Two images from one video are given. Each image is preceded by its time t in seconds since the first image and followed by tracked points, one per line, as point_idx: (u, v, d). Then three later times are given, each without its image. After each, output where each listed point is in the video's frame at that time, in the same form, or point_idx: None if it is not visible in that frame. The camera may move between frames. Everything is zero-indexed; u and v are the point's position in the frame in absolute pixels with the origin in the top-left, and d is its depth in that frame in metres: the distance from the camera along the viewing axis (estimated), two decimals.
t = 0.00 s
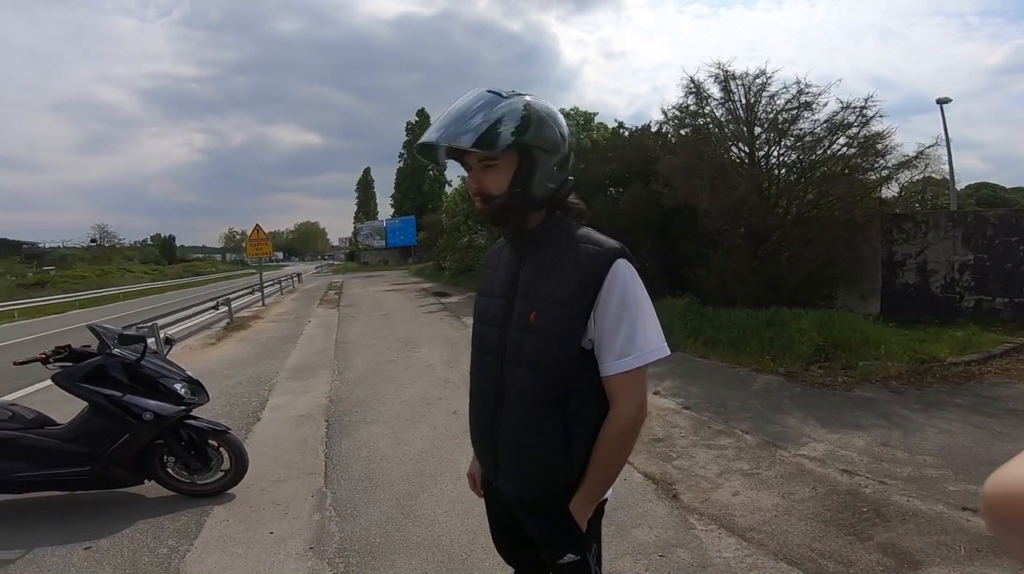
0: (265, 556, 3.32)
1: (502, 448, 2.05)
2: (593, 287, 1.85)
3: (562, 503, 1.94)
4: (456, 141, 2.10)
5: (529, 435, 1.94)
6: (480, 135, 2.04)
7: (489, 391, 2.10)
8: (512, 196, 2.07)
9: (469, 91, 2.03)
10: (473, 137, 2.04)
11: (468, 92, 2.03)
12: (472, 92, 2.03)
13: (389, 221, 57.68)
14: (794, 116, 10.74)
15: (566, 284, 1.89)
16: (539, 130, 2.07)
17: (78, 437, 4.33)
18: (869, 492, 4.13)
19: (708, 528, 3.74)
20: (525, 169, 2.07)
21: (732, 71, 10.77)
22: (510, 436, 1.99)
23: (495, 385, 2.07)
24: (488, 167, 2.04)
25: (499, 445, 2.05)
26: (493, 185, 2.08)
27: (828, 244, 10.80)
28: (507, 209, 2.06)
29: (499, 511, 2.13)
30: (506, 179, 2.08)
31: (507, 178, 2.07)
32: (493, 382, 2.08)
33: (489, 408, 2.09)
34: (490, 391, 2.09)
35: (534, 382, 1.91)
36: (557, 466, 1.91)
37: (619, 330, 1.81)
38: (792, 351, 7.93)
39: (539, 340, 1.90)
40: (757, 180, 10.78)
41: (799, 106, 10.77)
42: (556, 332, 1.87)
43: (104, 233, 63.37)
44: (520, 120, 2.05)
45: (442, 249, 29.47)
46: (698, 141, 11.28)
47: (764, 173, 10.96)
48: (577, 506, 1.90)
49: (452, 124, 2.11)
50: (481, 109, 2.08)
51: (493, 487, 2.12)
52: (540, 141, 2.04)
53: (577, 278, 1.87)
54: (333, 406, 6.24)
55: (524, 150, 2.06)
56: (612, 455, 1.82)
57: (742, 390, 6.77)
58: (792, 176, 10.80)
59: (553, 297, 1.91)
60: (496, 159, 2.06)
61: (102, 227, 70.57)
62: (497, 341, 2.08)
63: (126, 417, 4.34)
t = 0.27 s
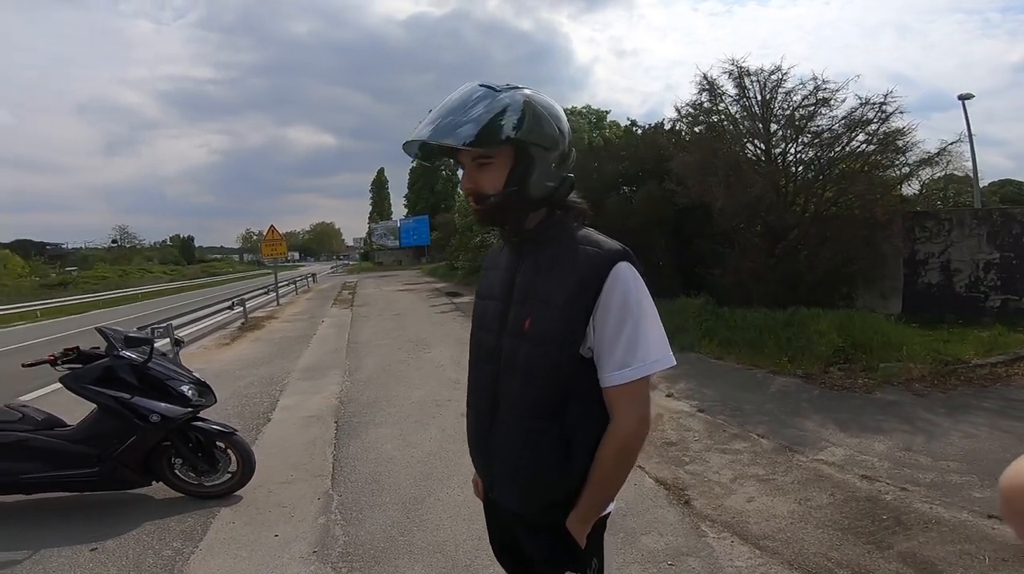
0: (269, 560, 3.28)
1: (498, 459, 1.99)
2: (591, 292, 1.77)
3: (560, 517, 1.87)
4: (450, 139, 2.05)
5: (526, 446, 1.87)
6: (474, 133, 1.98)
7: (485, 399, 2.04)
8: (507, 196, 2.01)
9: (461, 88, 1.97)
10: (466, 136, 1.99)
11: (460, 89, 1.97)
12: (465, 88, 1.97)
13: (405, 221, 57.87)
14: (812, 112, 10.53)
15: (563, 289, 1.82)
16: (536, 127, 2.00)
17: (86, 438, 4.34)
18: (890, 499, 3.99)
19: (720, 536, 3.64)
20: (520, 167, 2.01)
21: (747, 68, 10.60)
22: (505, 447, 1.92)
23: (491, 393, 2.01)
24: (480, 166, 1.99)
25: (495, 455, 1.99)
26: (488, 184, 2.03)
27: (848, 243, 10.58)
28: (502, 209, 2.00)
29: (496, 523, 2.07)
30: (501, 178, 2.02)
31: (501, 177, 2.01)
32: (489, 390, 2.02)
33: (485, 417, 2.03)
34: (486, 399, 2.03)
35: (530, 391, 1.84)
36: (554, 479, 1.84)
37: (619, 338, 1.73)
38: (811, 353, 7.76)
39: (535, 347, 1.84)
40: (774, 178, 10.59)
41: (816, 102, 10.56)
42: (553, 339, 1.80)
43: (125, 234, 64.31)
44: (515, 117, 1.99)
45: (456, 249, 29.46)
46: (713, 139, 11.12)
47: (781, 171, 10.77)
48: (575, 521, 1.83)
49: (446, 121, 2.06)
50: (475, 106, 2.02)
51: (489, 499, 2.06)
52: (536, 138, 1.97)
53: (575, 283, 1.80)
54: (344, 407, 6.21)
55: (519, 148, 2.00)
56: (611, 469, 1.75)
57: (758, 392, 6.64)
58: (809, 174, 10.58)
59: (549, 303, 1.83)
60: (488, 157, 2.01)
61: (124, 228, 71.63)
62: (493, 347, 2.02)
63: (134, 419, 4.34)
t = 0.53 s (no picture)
0: (276, 560, 3.28)
1: (498, 465, 1.94)
2: (595, 295, 1.72)
3: (560, 527, 1.82)
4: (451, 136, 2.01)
5: (526, 453, 1.82)
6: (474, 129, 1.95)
7: (485, 404, 1.99)
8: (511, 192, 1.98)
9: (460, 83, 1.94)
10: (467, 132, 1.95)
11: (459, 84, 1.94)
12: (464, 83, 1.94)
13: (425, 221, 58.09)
14: (834, 109, 10.34)
15: (565, 291, 1.77)
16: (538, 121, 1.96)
17: (101, 436, 4.38)
18: (911, 506, 3.87)
19: (732, 542, 3.56)
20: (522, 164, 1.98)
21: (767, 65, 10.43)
22: (505, 453, 1.88)
23: (491, 398, 1.96)
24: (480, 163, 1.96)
25: (494, 462, 1.94)
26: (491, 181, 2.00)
27: (871, 244, 10.36)
28: (505, 207, 1.97)
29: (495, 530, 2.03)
30: (503, 174, 1.99)
31: (504, 173, 1.98)
32: (489, 394, 1.97)
33: (485, 422, 1.99)
34: (486, 403, 1.99)
35: (530, 397, 1.79)
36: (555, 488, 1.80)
37: (624, 343, 1.68)
38: (833, 355, 7.61)
39: (535, 351, 1.79)
40: (794, 176, 10.40)
41: (838, 99, 10.36)
42: (554, 344, 1.75)
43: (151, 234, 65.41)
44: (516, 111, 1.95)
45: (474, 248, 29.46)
46: (732, 137, 10.98)
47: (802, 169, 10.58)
48: (576, 531, 1.78)
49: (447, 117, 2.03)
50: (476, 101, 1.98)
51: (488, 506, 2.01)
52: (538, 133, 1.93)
53: (578, 286, 1.75)
54: (357, 406, 6.22)
55: (522, 143, 1.96)
56: (615, 478, 1.70)
57: (776, 395, 6.51)
58: (831, 172, 10.39)
59: (551, 305, 1.78)
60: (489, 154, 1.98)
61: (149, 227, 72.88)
62: (493, 351, 1.97)
63: (148, 417, 4.37)
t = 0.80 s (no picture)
0: (293, 555, 3.30)
1: (513, 468, 1.91)
2: (613, 294, 1.68)
3: (578, 530, 1.79)
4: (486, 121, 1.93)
5: (541, 456, 1.79)
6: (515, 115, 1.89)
7: (498, 406, 1.96)
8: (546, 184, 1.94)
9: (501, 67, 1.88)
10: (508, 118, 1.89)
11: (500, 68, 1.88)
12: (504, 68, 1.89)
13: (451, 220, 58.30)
14: (867, 107, 10.10)
15: (582, 291, 1.73)
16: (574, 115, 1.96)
17: (128, 430, 4.47)
18: (941, 514, 3.75)
19: (752, 548, 3.49)
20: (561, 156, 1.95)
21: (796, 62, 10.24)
22: (520, 456, 1.85)
23: (505, 399, 1.93)
24: (522, 149, 1.90)
25: (508, 465, 1.91)
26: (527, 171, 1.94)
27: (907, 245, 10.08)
28: (542, 198, 1.93)
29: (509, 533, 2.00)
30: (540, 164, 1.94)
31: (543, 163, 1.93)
32: (502, 396, 1.94)
33: (499, 423, 1.95)
34: (499, 405, 1.95)
35: (546, 399, 1.75)
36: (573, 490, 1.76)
37: (645, 344, 1.64)
38: (864, 359, 7.42)
39: (551, 352, 1.75)
40: (825, 175, 10.15)
41: (871, 97, 10.11)
42: (570, 344, 1.71)
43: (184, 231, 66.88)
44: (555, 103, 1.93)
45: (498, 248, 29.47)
46: (760, 136, 10.80)
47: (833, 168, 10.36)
48: (594, 534, 1.75)
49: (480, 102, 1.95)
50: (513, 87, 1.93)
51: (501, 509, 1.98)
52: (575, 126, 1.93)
53: (596, 285, 1.71)
54: (378, 403, 6.24)
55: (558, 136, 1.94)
56: (637, 481, 1.66)
57: (804, 399, 6.37)
58: (864, 172, 10.21)
59: (567, 305, 1.75)
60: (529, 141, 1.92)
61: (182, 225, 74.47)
62: (507, 351, 1.94)
63: (173, 411, 4.44)
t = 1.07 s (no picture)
0: (309, 549, 3.33)
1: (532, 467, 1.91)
2: (637, 293, 1.68)
3: (599, 530, 1.78)
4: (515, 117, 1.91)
5: (563, 455, 1.78)
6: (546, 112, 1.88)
7: (518, 405, 1.96)
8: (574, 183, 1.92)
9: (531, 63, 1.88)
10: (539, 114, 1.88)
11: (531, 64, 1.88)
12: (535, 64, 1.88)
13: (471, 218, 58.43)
14: (895, 107, 9.91)
15: (606, 289, 1.72)
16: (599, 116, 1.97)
17: (152, 423, 4.55)
18: (965, 521, 3.67)
19: (769, 552, 3.45)
20: (590, 155, 1.94)
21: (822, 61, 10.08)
22: (540, 455, 1.84)
23: (525, 398, 1.93)
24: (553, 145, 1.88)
25: (527, 464, 1.90)
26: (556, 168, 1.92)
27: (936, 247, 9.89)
28: (569, 196, 1.90)
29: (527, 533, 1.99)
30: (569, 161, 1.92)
31: (572, 161, 1.92)
32: (522, 396, 1.94)
33: (518, 423, 1.95)
34: (519, 405, 1.95)
35: (568, 398, 1.75)
36: (594, 489, 1.76)
37: (669, 342, 1.63)
38: (889, 363, 7.30)
39: (573, 351, 1.75)
40: (851, 175, 9.98)
41: (900, 96, 9.92)
42: (593, 343, 1.71)
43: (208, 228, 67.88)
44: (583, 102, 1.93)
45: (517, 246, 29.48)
46: (784, 135, 10.63)
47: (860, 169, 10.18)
48: (615, 534, 1.74)
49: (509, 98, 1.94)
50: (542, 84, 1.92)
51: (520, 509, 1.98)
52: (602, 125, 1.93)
53: (620, 283, 1.70)
54: (396, 400, 6.28)
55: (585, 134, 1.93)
56: (658, 480, 1.66)
57: (825, 403, 6.28)
58: (892, 172, 9.99)
59: (590, 304, 1.74)
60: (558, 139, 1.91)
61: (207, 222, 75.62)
62: (527, 350, 1.94)
63: (197, 405, 4.51)
